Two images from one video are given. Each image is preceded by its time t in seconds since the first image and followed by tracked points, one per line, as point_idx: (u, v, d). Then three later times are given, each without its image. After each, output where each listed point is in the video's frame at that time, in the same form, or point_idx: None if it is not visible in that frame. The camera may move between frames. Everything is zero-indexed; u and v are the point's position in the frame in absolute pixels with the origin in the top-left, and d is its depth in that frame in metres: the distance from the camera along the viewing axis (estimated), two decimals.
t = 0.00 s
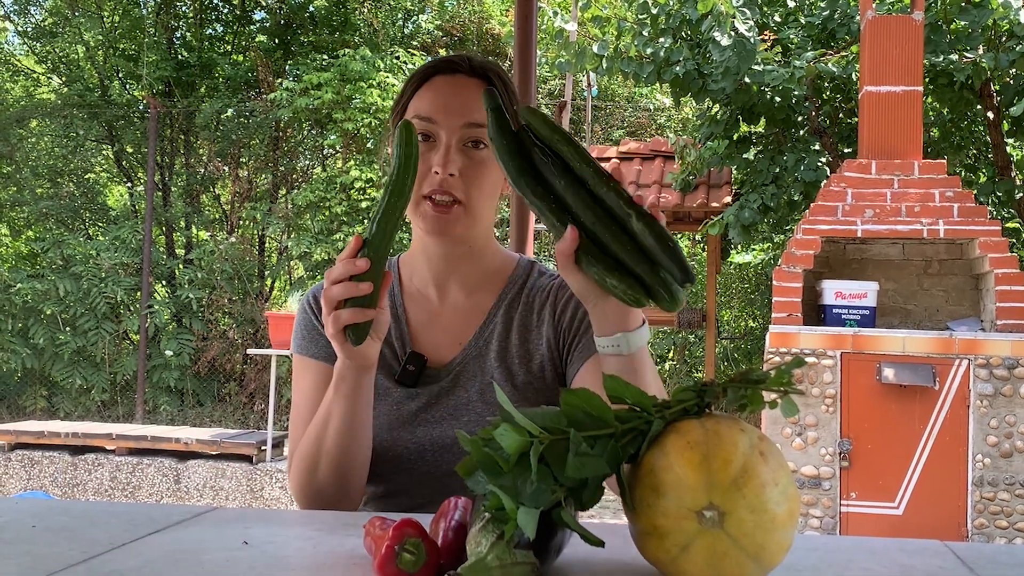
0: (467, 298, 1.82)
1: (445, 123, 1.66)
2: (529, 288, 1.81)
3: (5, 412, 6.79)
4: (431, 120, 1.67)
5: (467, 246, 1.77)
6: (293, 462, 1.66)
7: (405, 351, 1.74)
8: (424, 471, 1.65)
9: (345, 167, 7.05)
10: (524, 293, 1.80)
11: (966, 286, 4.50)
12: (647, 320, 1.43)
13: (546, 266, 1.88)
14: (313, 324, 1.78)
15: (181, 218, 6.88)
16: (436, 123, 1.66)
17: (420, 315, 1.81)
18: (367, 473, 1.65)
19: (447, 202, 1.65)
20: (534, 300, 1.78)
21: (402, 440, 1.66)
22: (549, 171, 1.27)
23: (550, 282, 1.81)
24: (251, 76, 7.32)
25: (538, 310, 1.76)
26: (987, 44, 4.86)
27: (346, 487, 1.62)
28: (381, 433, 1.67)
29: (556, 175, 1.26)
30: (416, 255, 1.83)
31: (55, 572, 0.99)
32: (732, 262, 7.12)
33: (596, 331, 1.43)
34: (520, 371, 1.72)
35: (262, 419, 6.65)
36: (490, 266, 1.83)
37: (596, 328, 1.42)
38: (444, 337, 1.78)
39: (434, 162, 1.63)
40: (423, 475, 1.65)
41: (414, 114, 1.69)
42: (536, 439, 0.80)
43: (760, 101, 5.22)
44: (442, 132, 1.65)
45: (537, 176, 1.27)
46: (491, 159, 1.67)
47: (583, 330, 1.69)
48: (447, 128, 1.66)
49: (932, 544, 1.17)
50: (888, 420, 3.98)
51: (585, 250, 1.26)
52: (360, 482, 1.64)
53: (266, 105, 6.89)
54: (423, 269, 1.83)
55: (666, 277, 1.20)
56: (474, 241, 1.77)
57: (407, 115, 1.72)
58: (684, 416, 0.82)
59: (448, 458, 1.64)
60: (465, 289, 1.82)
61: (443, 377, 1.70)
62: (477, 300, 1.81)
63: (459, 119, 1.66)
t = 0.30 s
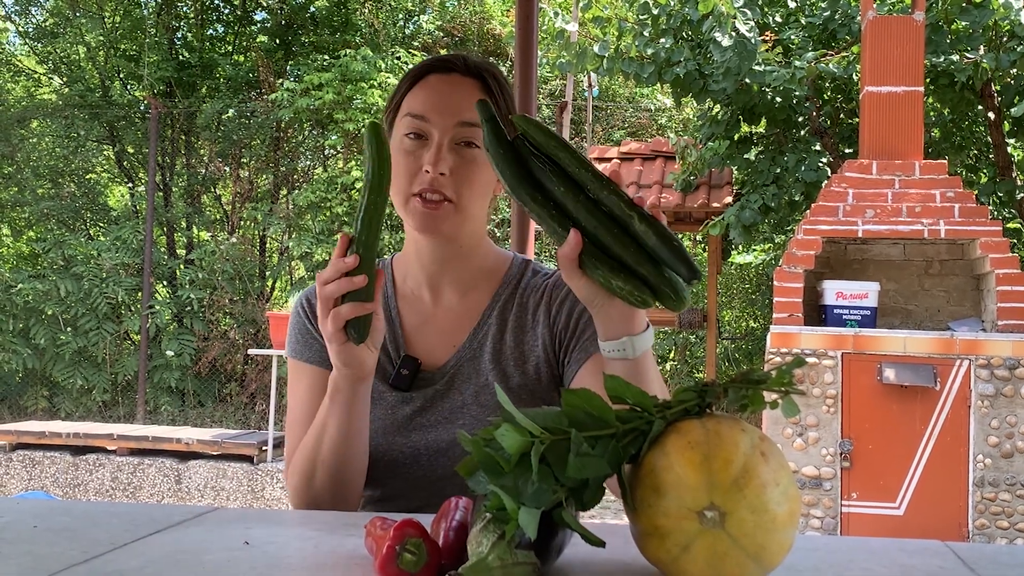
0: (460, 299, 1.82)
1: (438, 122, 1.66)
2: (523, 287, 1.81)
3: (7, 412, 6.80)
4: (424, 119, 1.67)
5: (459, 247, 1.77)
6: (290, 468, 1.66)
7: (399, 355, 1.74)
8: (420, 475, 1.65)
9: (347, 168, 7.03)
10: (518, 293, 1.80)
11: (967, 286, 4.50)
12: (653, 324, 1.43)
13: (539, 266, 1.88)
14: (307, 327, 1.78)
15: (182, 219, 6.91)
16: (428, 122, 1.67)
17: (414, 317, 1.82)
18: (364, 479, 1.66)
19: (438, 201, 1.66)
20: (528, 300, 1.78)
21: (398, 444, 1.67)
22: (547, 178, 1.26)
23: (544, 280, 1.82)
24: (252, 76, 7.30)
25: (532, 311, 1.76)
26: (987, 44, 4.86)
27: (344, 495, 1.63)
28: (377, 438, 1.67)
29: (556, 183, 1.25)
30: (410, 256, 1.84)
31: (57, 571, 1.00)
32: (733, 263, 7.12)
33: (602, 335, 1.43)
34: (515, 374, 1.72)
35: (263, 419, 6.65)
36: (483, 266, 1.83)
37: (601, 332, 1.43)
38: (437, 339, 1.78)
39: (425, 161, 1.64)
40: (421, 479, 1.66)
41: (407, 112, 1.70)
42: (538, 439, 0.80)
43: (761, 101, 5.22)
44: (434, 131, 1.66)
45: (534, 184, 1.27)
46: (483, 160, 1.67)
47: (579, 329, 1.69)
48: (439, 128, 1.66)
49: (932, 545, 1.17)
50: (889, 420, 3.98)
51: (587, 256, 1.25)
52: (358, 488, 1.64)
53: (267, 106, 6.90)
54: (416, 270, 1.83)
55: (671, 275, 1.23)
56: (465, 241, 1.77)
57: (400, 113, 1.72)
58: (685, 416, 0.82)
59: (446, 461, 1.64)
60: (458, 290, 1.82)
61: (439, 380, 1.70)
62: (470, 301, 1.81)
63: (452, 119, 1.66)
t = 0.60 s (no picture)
0: (456, 299, 1.82)
1: (433, 123, 1.66)
2: (519, 286, 1.81)
3: (8, 412, 6.80)
4: (420, 119, 1.67)
5: (454, 248, 1.77)
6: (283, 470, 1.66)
7: (396, 356, 1.74)
8: (418, 475, 1.65)
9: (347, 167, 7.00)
10: (514, 292, 1.80)
11: (967, 285, 4.49)
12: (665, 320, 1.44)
13: (536, 264, 1.87)
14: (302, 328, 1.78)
15: (183, 218, 6.87)
16: (424, 122, 1.67)
17: (410, 317, 1.82)
18: (358, 480, 1.65)
19: (433, 202, 1.66)
20: (524, 298, 1.79)
21: (395, 444, 1.67)
22: (562, 171, 1.33)
23: (540, 278, 1.82)
24: (251, 76, 7.30)
25: (528, 309, 1.77)
26: (987, 42, 4.86)
27: (338, 495, 1.63)
28: (374, 438, 1.67)
29: (572, 175, 1.32)
30: (405, 257, 1.84)
31: (57, 571, 1.00)
32: (733, 262, 7.12)
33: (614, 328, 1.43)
34: (512, 373, 1.71)
35: (263, 419, 6.65)
36: (478, 267, 1.83)
37: (614, 325, 1.43)
38: (434, 340, 1.77)
39: (421, 162, 1.64)
40: (418, 480, 1.65)
41: (403, 112, 1.70)
42: (538, 439, 0.80)
43: (762, 100, 5.21)
44: (430, 132, 1.66)
45: (550, 176, 1.33)
46: (478, 160, 1.68)
47: (577, 326, 1.70)
48: (434, 128, 1.66)
49: (933, 544, 1.17)
50: (890, 419, 3.98)
51: (603, 249, 1.32)
52: (351, 489, 1.64)
53: (267, 105, 6.91)
54: (412, 271, 1.83)
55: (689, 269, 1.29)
56: (461, 242, 1.77)
57: (396, 112, 1.72)
58: (686, 415, 0.82)
59: (445, 461, 1.64)
60: (453, 290, 1.82)
61: (435, 380, 1.70)
62: (466, 301, 1.81)
63: (448, 120, 1.66)
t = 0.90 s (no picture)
0: (455, 295, 1.82)
1: (444, 118, 1.67)
2: (517, 281, 1.81)
3: (8, 409, 6.81)
4: (430, 115, 1.67)
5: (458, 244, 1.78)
6: (285, 468, 1.67)
7: (396, 353, 1.74)
8: (418, 471, 1.66)
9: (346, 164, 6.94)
10: (513, 287, 1.80)
11: (966, 279, 4.50)
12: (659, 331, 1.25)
13: (534, 259, 1.88)
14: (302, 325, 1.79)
15: (182, 215, 6.93)
16: (434, 118, 1.67)
17: (408, 314, 1.82)
18: (360, 476, 1.66)
19: (447, 197, 1.66)
20: (523, 294, 1.79)
21: (395, 441, 1.67)
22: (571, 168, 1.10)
23: (538, 272, 1.83)
24: (249, 72, 7.33)
25: (527, 305, 1.76)
26: (987, 36, 4.85)
27: (342, 492, 1.64)
28: (374, 435, 1.68)
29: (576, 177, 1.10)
30: (404, 253, 1.84)
31: (58, 569, 1.00)
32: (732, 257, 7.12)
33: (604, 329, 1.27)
34: (511, 369, 1.72)
35: (263, 415, 6.66)
36: (478, 262, 1.83)
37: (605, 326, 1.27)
38: (434, 336, 1.78)
39: (435, 158, 1.63)
40: (417, 477, 1.66)
41: (409, 108, 1.68)
42: (537, 435, 0.81)
43: (760, 94, 5.23)
44: (441, 128, 1.66)
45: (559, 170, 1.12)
46: (487, 155, 1.69)
47: (575, 322, 1.69)
48: (446, 124, 1.66)
49: (932, 537, 1.18)
50: (889, 413, 3.98)
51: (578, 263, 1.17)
52: (354, 485, 1.65)
53: (266, 102, 6.90)
54: (412, 268, 1.83)
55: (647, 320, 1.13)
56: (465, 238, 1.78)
57: (400, 108, 1.70)
58: (685, 411, 0.82)
59: (444, 458, 1.65)
60: (452, 286, 1.82)
61: (434, 377, 1.70)
62: (465, 297, 1.82)
63: (458, 115, 1.67)
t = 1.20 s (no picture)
0: (451, 289, 1.83)
1: (453, 110, 1.66)
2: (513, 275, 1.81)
3: (7, 404, 6.81)
4: (438, 107, 1.66)
5: (460, 237, 1.78)
6: (282, 463, 1.66)
7: (391, 348, 1.74)
8: (415, 465, 1.66)
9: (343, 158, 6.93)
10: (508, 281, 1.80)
11: (965, 271, 4.50)
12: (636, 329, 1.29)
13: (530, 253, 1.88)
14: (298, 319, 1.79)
15: (179, 209, 6.89)
16: (443, 109, 1.66)
17: (404, 308, 1.83)
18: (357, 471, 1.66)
19: (455, 190, 1.66)
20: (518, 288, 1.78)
21: (392, 436, 1.67)
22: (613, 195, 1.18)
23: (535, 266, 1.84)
24: (247, 66, 7.34)
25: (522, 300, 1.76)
26: (984, 27, 4.85)
27: (339, 488, 1.63)
28: (372, 429, 1.68)
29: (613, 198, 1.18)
30: (403, 246, 1.84)
31: (57, 564, 1.00)
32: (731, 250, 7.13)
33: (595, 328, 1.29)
34: (506, 363, 1.72)
35: (263, 409, 6.67)
36: (474, 256, 1.84)
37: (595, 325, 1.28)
38: (429, 331, 1.79)
39: (446, 150, 1.62)
40: (415, 471, 1.66)
41: (416, 99, 1.67)
42: (536, 428, 0.81)
43: (759, 86, 5.21)
44: (450, 120, 1.66)
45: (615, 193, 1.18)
46: (491, 148, 1.70)
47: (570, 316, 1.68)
48: (454, 116, 1.66)
49: (930, 529, 1.18)
50: (887, 405, 3.99)
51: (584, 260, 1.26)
52: (350, 480, 1.64)
53: (263, 95, 6.89)
54: (409, 260, 1.83)
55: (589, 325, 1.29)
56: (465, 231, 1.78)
57: (406, 100, 1.69)
58: (683, 403, 0.82)
59: (442, 453, 1.65)
60: (448, 280, 1.83)
61: (431, 372, 1.71)
62: (461, 291, 1.82)
63: (465, 107, 1.67)
